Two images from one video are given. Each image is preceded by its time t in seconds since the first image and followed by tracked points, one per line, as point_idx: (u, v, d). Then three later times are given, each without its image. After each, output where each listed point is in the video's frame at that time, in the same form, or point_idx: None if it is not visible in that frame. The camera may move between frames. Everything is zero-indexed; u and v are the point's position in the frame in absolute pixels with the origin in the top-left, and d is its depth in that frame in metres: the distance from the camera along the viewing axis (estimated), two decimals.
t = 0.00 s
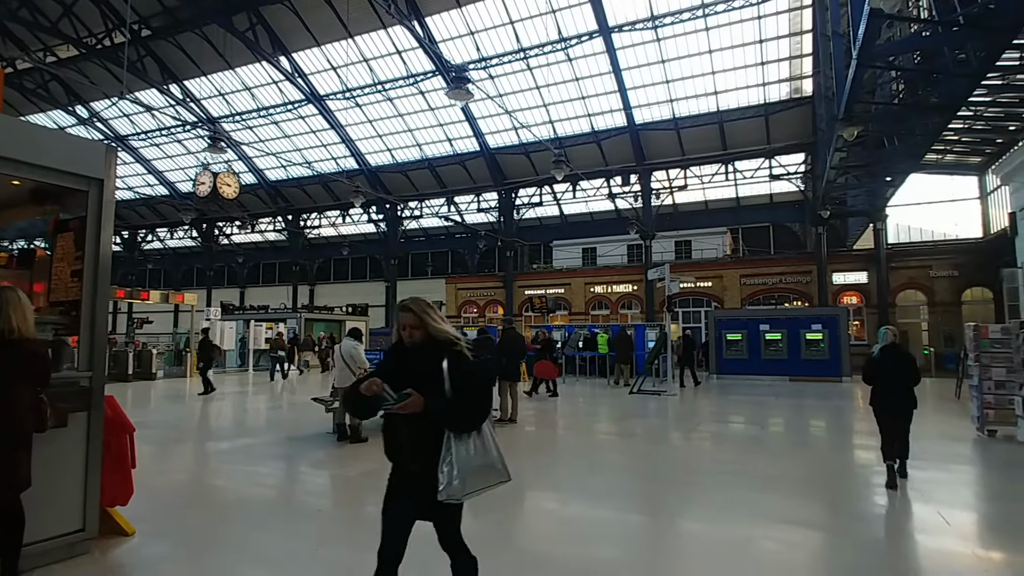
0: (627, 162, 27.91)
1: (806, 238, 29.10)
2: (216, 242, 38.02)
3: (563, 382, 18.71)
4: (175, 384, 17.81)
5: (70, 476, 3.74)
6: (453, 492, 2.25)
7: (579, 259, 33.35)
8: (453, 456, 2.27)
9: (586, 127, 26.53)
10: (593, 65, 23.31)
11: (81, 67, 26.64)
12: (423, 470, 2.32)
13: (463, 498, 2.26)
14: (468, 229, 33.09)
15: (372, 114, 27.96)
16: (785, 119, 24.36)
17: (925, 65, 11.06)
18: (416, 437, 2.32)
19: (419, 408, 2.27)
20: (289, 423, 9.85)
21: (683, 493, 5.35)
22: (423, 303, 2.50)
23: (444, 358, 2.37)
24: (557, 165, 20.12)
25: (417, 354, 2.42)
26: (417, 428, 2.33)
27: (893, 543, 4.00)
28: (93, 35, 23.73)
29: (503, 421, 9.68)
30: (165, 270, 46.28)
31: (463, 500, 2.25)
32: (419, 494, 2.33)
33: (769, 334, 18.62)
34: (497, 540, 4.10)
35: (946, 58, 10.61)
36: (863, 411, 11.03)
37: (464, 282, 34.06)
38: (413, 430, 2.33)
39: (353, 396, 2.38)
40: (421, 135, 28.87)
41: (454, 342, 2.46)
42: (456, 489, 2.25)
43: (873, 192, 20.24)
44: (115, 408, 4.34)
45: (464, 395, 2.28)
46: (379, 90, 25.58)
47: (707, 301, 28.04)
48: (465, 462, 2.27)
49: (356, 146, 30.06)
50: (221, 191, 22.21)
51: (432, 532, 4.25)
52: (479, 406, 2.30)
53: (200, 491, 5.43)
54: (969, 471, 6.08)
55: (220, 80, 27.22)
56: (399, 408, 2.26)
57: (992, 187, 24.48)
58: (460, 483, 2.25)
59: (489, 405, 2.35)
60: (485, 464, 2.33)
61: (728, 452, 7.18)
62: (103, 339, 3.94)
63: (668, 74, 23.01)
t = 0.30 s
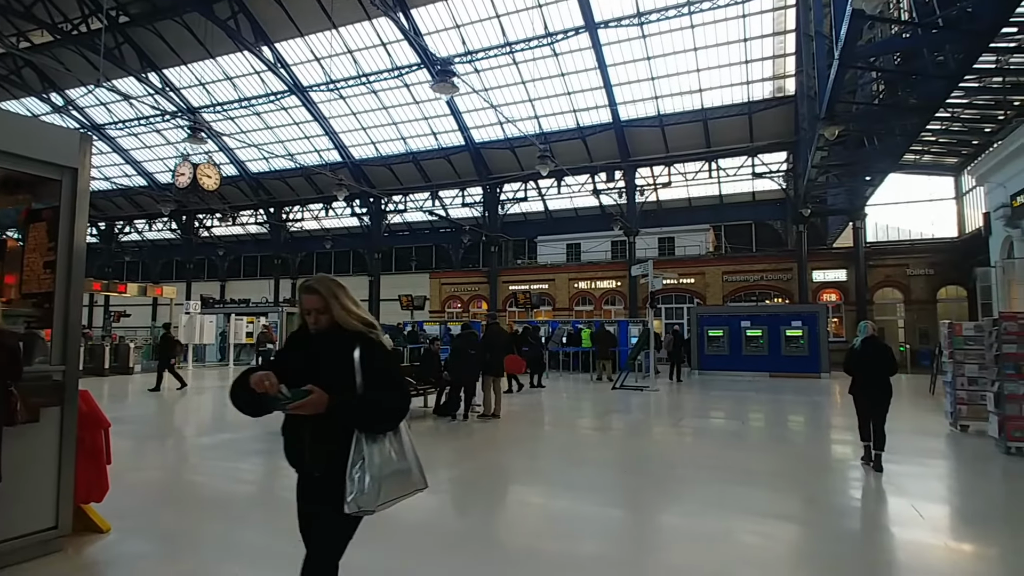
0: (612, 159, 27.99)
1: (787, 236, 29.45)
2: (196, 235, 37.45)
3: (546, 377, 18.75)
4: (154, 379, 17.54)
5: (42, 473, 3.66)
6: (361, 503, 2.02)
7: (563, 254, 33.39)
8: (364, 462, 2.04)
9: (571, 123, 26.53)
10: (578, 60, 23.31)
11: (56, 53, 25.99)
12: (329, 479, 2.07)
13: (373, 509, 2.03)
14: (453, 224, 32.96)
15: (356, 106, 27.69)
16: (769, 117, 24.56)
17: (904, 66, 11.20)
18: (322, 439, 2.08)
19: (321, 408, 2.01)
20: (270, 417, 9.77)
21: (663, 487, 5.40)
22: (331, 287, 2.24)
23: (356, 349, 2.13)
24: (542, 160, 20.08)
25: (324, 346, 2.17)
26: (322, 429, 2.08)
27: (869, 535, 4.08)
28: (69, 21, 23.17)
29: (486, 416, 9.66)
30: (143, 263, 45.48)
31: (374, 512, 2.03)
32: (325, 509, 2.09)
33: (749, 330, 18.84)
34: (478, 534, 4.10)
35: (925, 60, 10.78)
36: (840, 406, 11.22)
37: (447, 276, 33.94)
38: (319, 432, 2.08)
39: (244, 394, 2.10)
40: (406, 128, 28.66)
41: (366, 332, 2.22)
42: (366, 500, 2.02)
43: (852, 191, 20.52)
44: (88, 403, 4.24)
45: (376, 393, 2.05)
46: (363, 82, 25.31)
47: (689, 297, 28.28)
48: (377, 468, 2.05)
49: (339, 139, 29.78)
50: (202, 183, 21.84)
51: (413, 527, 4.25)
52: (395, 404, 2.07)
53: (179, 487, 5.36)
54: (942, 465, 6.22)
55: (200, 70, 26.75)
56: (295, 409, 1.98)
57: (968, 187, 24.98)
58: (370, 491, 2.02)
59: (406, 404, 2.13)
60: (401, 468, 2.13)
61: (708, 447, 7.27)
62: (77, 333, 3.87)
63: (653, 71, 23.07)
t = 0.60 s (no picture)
0: (601, 157, 28.03)
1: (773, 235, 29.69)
2: (181, 230, 37.02)
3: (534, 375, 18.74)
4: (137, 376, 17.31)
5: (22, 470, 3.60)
6: (255, 550, 1.68)
7: (551, 252, 33.39)
8: (261, 499, 1.70)
9: (560, 121, 26.54)
10: (568, 58, 23.32)
11: (37, 44, 25.52)
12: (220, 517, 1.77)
13: (273, 557, 1.69)
14: (441, 220, 32.85)
15: (344, 101, 27.50)
16: (756, 117, 24.74)
17: (890, 68, 11.32)
18: (212, 470, 1.78)
19: (197, 431, 1.72)
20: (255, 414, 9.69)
21: (649, 483, 5.43)
22: (225, 283, 1.95)
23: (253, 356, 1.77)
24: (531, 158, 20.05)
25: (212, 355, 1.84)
26: (212, 456, 1.78)
27: (851, 531, 4.13)
28: (50, 11, 22.76)
29: (474, 413, 9.62)
30: (127, 258, 44.88)
31: (273, 560, 1.68)
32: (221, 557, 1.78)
33: (736, 328, 18.98)
34: (464, 532, 4.08)
35: (909, 62, 10.92)
36: (824, 404, 11.33)
37: (436, 273, 33.83)
38: (209, 459, 1.79)
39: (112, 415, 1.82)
40: (394, 124, 28.50)
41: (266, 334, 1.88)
42: (261, 545, 1.68)
43: (838, 191, 20.71)
44: (70, 400, 4.19)
45: (272, 414, 1.68)
46: (351, 77, 25.13)
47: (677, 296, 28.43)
48: (277, 505, 1.71)
49: (327, 134, 29.57)
50: (187, 177, 21.57)
51: (399, 524, 4.24)
52: (292, 429, 1.70)
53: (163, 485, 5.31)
54: (923, 461, 6.30)
55: (186, 63, 26.42)
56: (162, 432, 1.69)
57: (950, 189, 25.35)
58: (267, 534, 1.68)
59: (314, 426, 1.78)
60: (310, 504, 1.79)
61: (693, 444, 7.31)
62: (58, 328, 3.81)
63: (642, 70, 23.15)
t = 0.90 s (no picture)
0: (593, 154, 28.05)
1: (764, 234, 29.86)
2: (170, 225, 36.71)
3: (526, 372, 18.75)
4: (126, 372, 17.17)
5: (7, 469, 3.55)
6: None
7: (544, 249, 32.70)
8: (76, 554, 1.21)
9: (553, 118, 26.53)
10: (561, 55, 23.30)
11: (22, 36, 25.16)
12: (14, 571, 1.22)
13: None
14: (433, 217, 32.77)
15: (336, 97, 27.36)
16: (748, 116, 24.84)
17: (880, 68, 11.39)
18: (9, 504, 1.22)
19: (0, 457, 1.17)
20: (246, 411, 9.64)
21: (640, 480, 5.45)
22: (72, 253, 1.37)
23: (95, 356, 1.26)
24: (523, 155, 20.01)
25: (26, 371, 1.27)
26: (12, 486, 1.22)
27: (840, 526, 4.17)
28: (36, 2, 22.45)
29: (466, 411, 9.60)
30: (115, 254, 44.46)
31: None
32: None
33: (726, 326, 19.08)
34: (455, 529, 4.08)
35: (899, 62, 11.01)
36: (813, 401, 11.41)
37: (427, 270, 33.73)
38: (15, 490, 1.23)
39: None
40: (386, 120, 28.40)
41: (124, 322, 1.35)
42: None
43: (828, 190, 20.84)
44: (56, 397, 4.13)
45: (119, 437, 1.20)
46: (343, 72, 24.98)
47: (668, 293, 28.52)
48: (103, 557, 1.24)
49: (318, 130, 29.39)
50: (176, 172, 21.37)
51: (390, 522, 4.22)
52: (156, 455, 1.25)
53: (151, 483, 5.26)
54: (911, 458, 6.36)
55: (175, 56, 26.16)
56: None
57: (938, 188, 25.59)
58: None
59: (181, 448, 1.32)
60: (171, 546, 1.34)
61: (683, 441, 7.34)
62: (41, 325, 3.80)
63: (635, 67, 23.18)
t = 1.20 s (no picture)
0: (587, 153, 28.05)
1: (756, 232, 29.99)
2: (161, 223, 36.47)
3: (519, 369, 18.75)
4: (117, 371, 17.05)
5: None
6: None
7: (537, 247, 33.39)
8: None
9: (546, 116, 26.51)
10: (555, 52, 23.28)
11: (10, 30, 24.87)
12: None
13: None
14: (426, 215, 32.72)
15: (329, 94, 27.24)
16: (741, 115, 24.93)
17: (872, 67, 11.44)
18: None
19: None
20: (238, 409, 9.59)
21: (632, 476, 5.48)
22: None
23: None
24: (517, 152, 19.95)
25: None
26: None
27: (830, 523, 4.20)
28: None
29: (459, 409, 9.58)
30: (105, 251, 44.11)
31: None
32: None
33: (719, 324, 19.16)
34: (448, 527, 4.07)
35: (891, 62, 11.08)
36: (804, 399, 11.48)
37: (421, 268, 33.65)
38: None
39: None
40: (379, 117, 28.32)
41: None
42: None
43: (820, 189, 20.95)
44: (44, 394, 4.12)
45: None
46: (336, 69, 24.89)
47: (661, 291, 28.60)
48: None
49: (311, 127, 29.26)
50: (168, 169, 21.21)
51: (383, 520, 4.21)
52: None
53: (142, 481, 5.22)
54: (900, 455, 6.42)
55: (166, 52, 25.97)
56: None
57: (929, 187, 25.78)
58: None
59: None
60: None
61: (675, 438, 7.38)
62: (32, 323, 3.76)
63: (629, 66, 23.20)
